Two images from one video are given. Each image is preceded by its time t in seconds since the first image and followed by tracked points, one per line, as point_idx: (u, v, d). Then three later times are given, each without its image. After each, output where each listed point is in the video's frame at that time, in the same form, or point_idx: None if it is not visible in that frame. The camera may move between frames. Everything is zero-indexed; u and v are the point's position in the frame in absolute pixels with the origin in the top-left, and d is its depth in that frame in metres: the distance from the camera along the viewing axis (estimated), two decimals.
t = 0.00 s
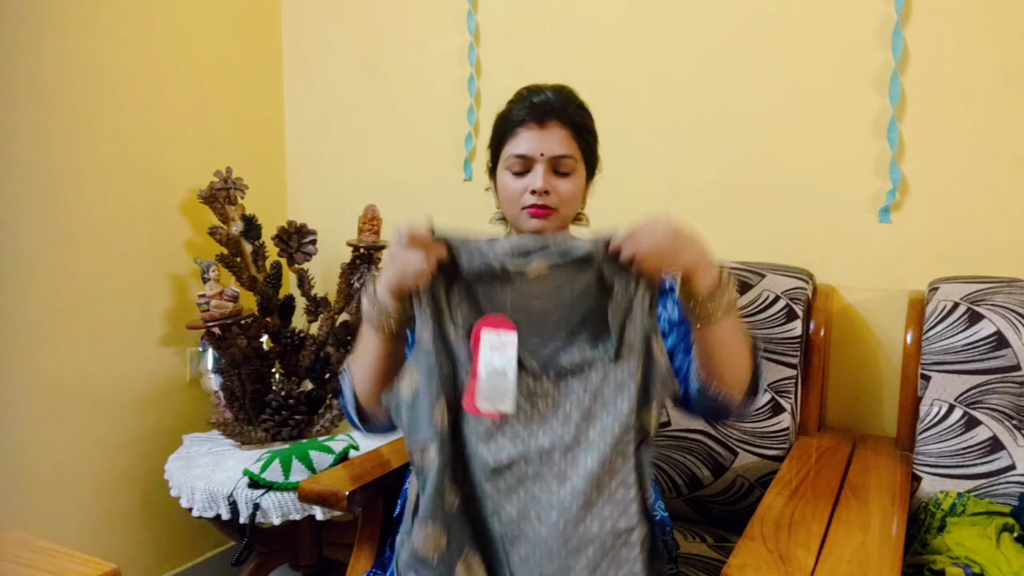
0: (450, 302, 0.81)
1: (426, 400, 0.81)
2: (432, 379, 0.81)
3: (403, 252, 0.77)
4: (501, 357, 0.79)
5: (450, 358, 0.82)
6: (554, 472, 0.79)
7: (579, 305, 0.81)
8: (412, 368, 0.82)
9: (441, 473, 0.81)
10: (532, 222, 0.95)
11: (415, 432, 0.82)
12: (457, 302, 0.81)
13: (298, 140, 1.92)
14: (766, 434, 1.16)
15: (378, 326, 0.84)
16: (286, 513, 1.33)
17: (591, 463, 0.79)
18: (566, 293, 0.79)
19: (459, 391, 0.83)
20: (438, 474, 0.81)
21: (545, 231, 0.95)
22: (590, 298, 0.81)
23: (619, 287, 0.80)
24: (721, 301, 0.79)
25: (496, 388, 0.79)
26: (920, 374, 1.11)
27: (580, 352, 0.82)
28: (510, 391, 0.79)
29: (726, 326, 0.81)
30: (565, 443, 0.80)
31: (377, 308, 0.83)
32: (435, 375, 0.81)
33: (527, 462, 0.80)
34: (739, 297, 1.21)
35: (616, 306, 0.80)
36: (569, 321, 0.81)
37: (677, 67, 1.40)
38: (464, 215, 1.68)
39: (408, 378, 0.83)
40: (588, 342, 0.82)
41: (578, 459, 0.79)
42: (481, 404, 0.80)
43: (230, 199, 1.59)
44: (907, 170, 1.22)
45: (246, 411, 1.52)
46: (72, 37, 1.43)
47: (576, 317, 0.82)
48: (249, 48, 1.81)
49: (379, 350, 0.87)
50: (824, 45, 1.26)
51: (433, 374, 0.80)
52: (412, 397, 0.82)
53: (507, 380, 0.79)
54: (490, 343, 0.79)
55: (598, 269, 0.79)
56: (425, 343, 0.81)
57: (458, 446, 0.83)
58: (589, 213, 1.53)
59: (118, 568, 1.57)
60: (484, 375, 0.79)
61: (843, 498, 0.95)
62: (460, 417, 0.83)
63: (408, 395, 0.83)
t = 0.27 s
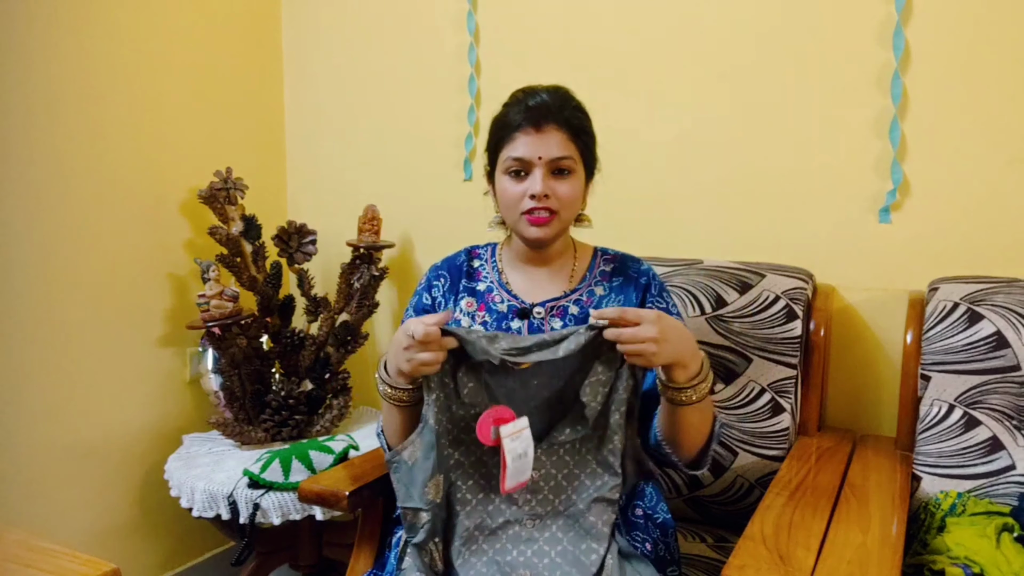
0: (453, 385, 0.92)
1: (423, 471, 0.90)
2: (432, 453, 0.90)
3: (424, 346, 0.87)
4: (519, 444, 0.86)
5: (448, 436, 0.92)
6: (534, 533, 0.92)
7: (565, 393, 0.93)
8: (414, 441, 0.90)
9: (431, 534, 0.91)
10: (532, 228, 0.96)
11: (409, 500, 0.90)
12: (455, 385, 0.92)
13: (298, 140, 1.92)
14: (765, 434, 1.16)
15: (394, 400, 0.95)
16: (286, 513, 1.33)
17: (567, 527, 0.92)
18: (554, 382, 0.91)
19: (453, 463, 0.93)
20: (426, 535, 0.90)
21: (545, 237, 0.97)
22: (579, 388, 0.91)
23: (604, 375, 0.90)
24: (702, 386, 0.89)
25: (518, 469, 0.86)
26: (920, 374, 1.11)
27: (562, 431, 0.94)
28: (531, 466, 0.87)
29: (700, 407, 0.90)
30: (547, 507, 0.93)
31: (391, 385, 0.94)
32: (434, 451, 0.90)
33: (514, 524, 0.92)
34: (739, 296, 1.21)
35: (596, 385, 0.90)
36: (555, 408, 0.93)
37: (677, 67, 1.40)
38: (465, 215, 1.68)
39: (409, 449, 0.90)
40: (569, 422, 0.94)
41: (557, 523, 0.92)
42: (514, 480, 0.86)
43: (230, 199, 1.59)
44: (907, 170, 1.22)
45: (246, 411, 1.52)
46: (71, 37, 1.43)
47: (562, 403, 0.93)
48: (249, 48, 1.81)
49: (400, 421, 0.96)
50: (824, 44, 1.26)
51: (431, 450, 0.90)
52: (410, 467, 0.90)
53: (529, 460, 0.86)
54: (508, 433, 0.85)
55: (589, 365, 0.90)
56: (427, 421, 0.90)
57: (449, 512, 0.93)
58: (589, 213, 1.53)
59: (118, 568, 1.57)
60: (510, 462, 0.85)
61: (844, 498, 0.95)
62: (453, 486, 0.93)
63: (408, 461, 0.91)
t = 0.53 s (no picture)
0: (455, 335, 0.88)
1: (426, 422, 0.86)
2: (432, 401, 0.86)
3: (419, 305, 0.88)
4: (517, 368, 0.86)
5: (452, 388, 0.87)
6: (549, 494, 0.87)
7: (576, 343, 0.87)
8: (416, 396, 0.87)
9: (438, 492, 0.85)
10: (529, 222, 0.96)
11: (414, 459, 0.86)
12: (458, 335, 0.88)
13: (298, 140, 1.92)
14: (766, 434, 1.16)
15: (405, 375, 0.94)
16: (286, 513, 1.33)
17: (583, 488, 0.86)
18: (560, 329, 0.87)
19: (459, 419, 0.88)
20: (429, 498, 0.84)
21: (541, 232, 0.97)
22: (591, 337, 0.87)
23: (614, 320, 0.86)
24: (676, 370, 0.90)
25: (516, 391, 0.86)
26: (921, 373, 1.10)
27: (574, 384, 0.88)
28: (529, 390, 0.86)
29: (681, 390, 0.92)
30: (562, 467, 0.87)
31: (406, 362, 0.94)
32: (434, 399, 0.86)
33: (530, 482, 0.87)
34: (739, 297, 1.21)
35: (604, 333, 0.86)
36: (567, 356, 0.88)
37: (677, 67, 1.40)
38: (464, 215, 1.68)
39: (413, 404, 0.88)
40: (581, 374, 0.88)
41: (577, 480, 0.86)
42: (508, 404, 0.86)
43: (230, 199, 1.59)
44: (908, 170, 1.22)
45: (246, 411, 1.52)
46: (72, 37, 1.43)
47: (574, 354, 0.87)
48: (249, 48, 1.81)
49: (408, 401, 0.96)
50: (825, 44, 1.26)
51: (434, 404, 0.86)
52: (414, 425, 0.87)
53: (528, 380, 0.86)
54: (513, 349, 0.86)
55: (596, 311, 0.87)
56: (428, 373, 0.87)
57: (456, 472, 0.87)
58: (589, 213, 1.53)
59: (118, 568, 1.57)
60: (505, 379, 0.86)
61: (844, 498, 0.95)
62: (459, 445, 0.88)
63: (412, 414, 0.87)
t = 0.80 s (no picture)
0: (452, 327, 0.90)
1: (425, 409, 0.87)
2: (431, 390, 0.87)
3: (418, 303, 0.95)
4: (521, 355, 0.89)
5: (449, 378, 0.89)
6: (548, 481, 0.85)
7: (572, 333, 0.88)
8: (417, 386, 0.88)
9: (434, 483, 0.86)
10: (526, 226, 0.97)
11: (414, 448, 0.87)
12: (455, 327, 0.90)
13: (298, 140, 1.92)
14: (766, 434, 1.16)
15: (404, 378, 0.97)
16: (286, 513, 1.33)
17: (582, 474, 0.84)
18: (556, 320, 0.91)
19: (458, 409, 0.89)
20: (428, 486, 0.86)
21: (538, 236, 0.97)
22: (586, 326, 0.88)
23: (604, 309, 0.89)
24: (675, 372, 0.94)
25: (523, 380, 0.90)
26: (921, 373, 1.10)
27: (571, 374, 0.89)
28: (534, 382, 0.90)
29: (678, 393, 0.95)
30: (564, 457, 0.85)
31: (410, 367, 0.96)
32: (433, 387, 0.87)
33: (523, 470, 0.86)
34: (739, 296, 1.21)
35: (598, 322, 0.89)
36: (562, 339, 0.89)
37: (677, 67, 1.40)
38: (464, 215, 1.68)
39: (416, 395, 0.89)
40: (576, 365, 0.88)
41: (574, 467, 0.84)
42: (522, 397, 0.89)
43: (230, 199, 1.59)
44: (908, 169, 1.22)
45: (246, 411, 1.52)
46: (72, 36, 1.43)
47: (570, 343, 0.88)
48: (249, 48, 1.81)
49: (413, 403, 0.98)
50: (825, 44, 1.26)
51: (431, 393, 0.87)
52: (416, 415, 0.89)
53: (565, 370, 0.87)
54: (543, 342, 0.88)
55: (594, 302, 0.89)
56: (429, 360, 0.88)
57: (455, 462, 0.88)
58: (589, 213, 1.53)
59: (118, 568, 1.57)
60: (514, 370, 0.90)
61: (844, 498, 0.95)
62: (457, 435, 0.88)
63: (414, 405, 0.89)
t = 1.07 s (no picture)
0: (454, 323, 0.89)
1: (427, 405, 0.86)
2: (432, 386, 0.86)
3: (418, 300, 0.95)
4: (522, 355, 0.88)
5: (451, 374, 0.88)
6: (549, 476, 0.88)
7: (566, 331, 0.90)
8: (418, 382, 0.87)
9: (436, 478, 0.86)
10: (527, 225, 0.96)
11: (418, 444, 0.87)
12: (458, 321, 0.89)
13: (298, 140, 1.92)
14: (766, 434, 1.16)
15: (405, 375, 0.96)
16: (286, 513, 1.33)
17: (581, 468, 0.87)
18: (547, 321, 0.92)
19: (459, 403, 0.88)
20: (431, 479, 0.85)
21: (539, 235, 0.97)
22: (581, 325, 0.90)
23: (598, 307, 0.91)
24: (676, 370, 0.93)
25: (519, 384, 0.88)
26: (921, 373, 1.10)
27: (567, 373, 0.91)
28: (531, 384, 0.88)
29: (678, 391, 0.95)
30: (563, 452, 0.88)
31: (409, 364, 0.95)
32: (434, 383, 0.86)
33: (523, 465, 0.88)
34: (739, 296, 1.21)
35: (593, 320, 0.90)
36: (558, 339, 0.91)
37: (677, 67, 1.40)
38: (464, 215, 1.68)
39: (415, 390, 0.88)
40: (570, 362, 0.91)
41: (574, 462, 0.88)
42: (511, 397, 0.88)
43: (230, 199, 1.59)
44: (907, 169, 1.22)
45: (246, 411, 1.52)
46: (72, 36, 1.43)
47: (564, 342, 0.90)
48: (249, 48, 1.81)
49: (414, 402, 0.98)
50: (825, 44, 1.26)
51: (435, 388, 0.86)
52: (417, 409, 0.88)
53: (529, 376, 0.88)
54: (513, 343, 0.88)
55: (591, 301, 0.91)
56: (429, 355, 0.87)
57: (455, 456, 0.88)
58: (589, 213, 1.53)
59: (118, 567, 1.57)
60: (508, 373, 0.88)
61: (844, 498, 0.95)
62: (458, 429, 0.89)
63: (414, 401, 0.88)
